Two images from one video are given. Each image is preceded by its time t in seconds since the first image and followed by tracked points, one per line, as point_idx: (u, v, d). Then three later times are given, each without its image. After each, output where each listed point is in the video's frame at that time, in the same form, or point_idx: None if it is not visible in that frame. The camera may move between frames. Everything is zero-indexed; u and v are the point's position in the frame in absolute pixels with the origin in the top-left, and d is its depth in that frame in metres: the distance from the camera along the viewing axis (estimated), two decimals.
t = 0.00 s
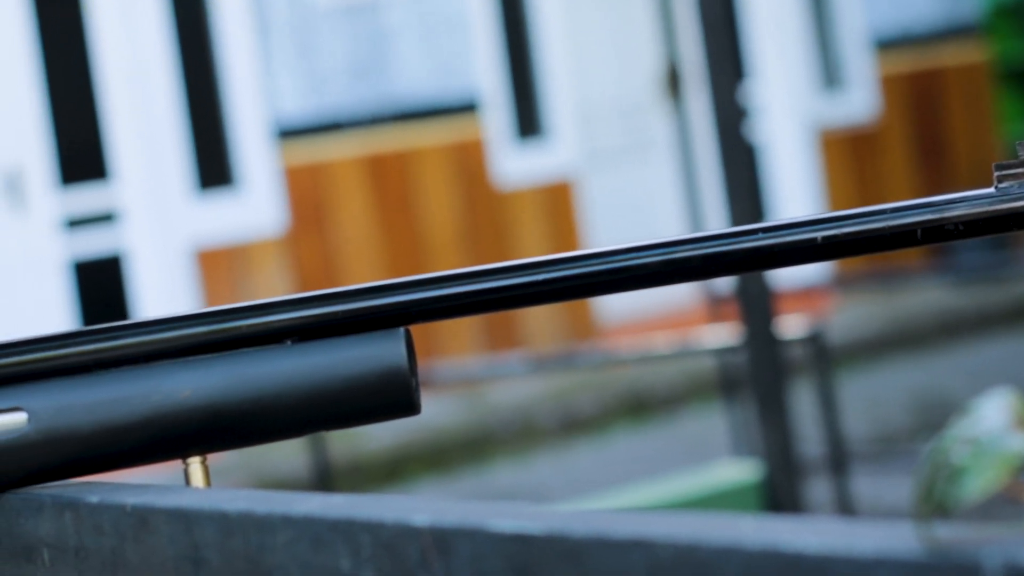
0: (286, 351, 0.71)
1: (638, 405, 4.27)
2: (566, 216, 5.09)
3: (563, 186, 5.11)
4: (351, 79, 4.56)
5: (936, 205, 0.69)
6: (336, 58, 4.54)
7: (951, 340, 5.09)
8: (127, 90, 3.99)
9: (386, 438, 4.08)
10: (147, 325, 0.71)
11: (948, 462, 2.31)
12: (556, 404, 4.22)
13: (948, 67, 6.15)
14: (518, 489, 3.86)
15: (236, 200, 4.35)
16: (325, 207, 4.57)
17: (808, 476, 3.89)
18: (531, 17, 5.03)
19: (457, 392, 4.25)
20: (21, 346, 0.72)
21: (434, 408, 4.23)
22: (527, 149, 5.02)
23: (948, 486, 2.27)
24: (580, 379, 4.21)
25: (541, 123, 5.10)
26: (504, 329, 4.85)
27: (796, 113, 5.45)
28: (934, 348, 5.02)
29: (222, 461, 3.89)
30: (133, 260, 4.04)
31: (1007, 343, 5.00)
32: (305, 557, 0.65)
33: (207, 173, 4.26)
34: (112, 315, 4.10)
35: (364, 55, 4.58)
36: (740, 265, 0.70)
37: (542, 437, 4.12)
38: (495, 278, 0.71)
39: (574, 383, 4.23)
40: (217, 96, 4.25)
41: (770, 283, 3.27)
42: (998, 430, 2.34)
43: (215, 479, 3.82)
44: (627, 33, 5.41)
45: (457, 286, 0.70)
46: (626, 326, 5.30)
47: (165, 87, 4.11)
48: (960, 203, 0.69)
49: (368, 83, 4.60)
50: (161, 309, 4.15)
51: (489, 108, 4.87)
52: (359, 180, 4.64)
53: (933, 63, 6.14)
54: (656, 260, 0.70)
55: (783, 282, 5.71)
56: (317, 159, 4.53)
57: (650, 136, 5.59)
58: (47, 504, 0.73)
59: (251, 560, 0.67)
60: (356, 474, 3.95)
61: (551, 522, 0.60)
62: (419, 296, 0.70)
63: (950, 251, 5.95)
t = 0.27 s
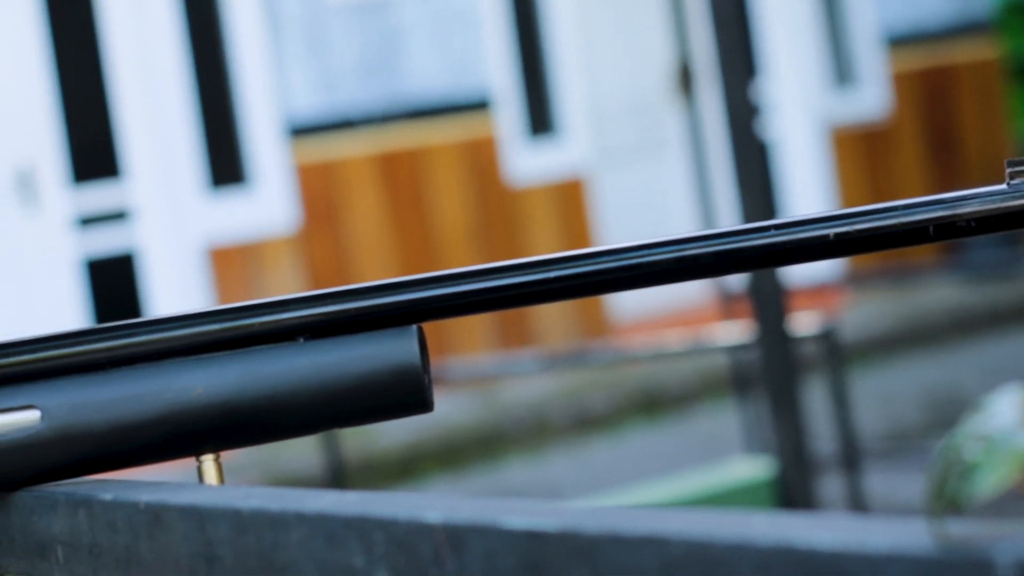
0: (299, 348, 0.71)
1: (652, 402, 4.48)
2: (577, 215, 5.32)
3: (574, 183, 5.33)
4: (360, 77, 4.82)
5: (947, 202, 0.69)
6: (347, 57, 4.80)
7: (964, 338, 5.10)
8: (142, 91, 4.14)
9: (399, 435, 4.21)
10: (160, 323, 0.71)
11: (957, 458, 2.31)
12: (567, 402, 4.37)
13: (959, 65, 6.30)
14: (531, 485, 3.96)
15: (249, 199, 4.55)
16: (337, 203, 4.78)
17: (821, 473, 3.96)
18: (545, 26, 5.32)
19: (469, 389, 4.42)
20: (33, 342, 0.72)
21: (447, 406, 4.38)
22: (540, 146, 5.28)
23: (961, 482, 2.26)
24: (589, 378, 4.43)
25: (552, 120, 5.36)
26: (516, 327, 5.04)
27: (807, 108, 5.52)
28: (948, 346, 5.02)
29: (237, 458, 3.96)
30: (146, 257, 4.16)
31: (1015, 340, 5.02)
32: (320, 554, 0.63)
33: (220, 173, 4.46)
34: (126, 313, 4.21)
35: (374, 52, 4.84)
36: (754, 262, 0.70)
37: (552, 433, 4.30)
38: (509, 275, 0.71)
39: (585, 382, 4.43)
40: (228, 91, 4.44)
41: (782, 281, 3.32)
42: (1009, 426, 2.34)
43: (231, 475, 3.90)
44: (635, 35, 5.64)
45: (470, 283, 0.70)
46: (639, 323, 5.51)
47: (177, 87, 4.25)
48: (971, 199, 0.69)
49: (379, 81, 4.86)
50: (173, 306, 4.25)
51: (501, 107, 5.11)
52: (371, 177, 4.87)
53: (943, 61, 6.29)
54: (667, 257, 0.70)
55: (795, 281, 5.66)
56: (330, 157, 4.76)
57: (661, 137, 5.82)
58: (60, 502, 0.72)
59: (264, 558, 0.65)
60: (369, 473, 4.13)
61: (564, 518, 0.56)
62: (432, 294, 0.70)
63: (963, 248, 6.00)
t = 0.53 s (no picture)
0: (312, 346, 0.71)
1: (664, 398, 4.57)
2: (589, 212, 5.44)
3: (587, 180, 5.45)
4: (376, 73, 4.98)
5: (959, 199, 0.69)
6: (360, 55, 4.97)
7: (976, 334, 5.19)
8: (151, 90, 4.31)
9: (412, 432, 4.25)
10: (173, 321, 0.71)
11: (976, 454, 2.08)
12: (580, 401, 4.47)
13: (971, 60, 6.37)
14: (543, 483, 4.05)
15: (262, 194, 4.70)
16: (351, 202, 4.96)
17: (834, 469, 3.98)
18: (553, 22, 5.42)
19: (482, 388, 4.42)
20: (48, 340, 0.72)
21: (461, 404, 4.43)
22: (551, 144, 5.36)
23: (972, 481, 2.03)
24: (603, 375, 4.49)
25: (564, 118, 5.44)
26: (529, 325, 5.21)
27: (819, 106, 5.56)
28: (959, 343, 5.12)
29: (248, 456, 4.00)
30: (159, 254, 4.36)
31: None
32: (333, 553, 0.63)
33: (234, 170, 4.62)
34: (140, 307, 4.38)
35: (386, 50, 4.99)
36: (765, 260, 0.70)
37: (566, 431, 4.37)
38: (521, 273, 0.71)
39: (599, 379, 4.51)
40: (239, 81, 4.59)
41: (793, 278, 3.36)
42: None
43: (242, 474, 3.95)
44: (646, 26, 5.64)
45: (482, 282, 0.70)
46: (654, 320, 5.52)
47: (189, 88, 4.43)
48: (983, 197, 0.69)
49: (392, 77, 5.01)
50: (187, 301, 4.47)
51: (512, 105, 5.27)
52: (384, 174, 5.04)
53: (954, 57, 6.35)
54: (679, 255, 0.70)
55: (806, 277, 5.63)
56: (343, 154, 4.92)
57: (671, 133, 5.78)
58: (74, 499, 0.71)
59: (278, 557, 0.64)
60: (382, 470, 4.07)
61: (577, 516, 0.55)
62: (444, 292, 0.70)
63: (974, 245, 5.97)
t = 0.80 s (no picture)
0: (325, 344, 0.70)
1: (678, 396, 4.68)
2: (601, 208, 5.79)
3: (600, 178, 5.81)
4: (387, 73, 5.34)
5: (972, 196, 0.69)
6: (371, 54, 5.32)
7: (989, 330, 5.28)
8: (165, 95, 4.60)
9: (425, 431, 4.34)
10: (188, 319, 0.70)
11: (980, 454, 1.55)
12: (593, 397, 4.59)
13: (984, 56, 6.76)
14: (554, 479, 4.13)
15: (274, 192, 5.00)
16: (363, 200, 5.27)
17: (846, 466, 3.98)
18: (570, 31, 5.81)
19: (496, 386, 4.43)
20: (57, 339, 0.71)
21: (475, 401, 4.53)
22: (563, 141, 5.71)
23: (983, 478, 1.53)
24: (617, 373, 4.60)
25: (578, 117, 5.80)
26: (542, 322, 5.47)
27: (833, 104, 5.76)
28: (971, 338, 5.20)
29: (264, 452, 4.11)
30: (172, 252, 4.65)
31: None
32: (349, 549, 0.63)
33: (248, 169, 4.92)
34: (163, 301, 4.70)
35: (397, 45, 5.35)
36: (778, 257, 0.69)
37: (579, 428, 4.46)
38: (534, 270, 0.70)
39: (615, 376, 4.61)
40: (252, 81, 4.89)
41: (806, 274, 3.45)
42: None
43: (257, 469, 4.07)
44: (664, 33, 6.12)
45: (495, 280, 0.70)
46: (668, 315, 5.88)
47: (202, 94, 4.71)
48: (996, 194, 0.69)
49: (404, 76, 5.36)
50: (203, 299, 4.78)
51: (524, 103, 5.61)
52: (396, 170, 5.35)
53: (969, 54, 6.75)
54: (692, 252, 0.69)
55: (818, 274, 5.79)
56: (354, 151, 5.24)
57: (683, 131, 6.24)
58: (90, 497, 0.71)
59: (294, 553, 0.64)
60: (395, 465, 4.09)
61: (591, 513, 0.54)
62: (457, 289, 0.70)
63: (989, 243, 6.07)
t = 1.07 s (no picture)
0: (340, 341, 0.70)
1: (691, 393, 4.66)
2: (613, 203, 5.96)
3: (612, 174, 5.97)
4: (397, 71, 5.46)
5: (986, 192, 0.68)
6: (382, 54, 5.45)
7: (1001, 324, 5.29)
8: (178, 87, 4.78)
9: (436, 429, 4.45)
10: (201, 317, 0.70)
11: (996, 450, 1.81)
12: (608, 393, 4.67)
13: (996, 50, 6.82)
14: (568, 475, 4.17)
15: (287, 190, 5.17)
16: (377, 197, 5.43)
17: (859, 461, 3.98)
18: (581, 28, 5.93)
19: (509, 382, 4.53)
20: (72, 335, 0.71)
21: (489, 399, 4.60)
22: (576, 137, 5.88)
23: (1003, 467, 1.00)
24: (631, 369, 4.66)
25: (590, 114, 5.95)
26: (555, 318, 5.60)
27: (846, 101, 5.76)
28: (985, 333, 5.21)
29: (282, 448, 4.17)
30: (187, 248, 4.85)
31: None
32: (364, 545, 0.63)
33: (262, 168, 5.10)
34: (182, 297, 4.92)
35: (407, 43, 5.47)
36: (791, 254, 0.69)
37: (593, 425, 4.52)
38: (548, 267, 0.70)
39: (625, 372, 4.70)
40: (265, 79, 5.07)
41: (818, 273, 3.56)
42: None
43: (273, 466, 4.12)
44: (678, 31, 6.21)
45: (510, 276, 0.70)
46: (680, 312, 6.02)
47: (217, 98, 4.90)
48: (1009, 190, 0.68)
49: (416, 75, 5.49)
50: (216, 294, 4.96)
51: (537, 102, 5.74)
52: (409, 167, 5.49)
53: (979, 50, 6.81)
54: (707, 249, 0.69)
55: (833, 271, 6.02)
56: (367, 148, 5.39)
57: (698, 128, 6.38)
58: (105, 494, 0.71)
59: (310, 549, 0.65)
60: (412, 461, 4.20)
61: (605, 509, 0.55)
62: (472, 287, 0.69)
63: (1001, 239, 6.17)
